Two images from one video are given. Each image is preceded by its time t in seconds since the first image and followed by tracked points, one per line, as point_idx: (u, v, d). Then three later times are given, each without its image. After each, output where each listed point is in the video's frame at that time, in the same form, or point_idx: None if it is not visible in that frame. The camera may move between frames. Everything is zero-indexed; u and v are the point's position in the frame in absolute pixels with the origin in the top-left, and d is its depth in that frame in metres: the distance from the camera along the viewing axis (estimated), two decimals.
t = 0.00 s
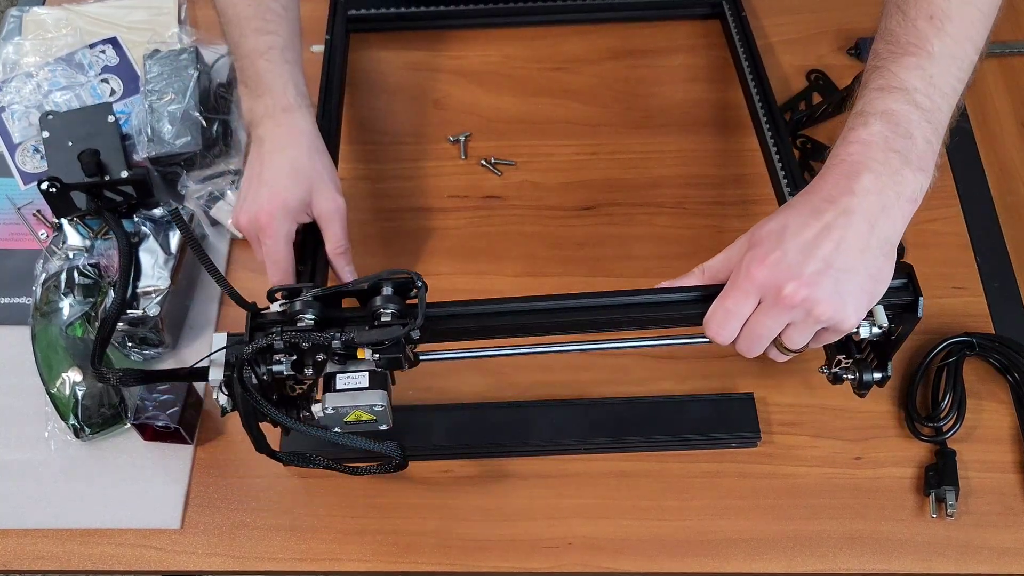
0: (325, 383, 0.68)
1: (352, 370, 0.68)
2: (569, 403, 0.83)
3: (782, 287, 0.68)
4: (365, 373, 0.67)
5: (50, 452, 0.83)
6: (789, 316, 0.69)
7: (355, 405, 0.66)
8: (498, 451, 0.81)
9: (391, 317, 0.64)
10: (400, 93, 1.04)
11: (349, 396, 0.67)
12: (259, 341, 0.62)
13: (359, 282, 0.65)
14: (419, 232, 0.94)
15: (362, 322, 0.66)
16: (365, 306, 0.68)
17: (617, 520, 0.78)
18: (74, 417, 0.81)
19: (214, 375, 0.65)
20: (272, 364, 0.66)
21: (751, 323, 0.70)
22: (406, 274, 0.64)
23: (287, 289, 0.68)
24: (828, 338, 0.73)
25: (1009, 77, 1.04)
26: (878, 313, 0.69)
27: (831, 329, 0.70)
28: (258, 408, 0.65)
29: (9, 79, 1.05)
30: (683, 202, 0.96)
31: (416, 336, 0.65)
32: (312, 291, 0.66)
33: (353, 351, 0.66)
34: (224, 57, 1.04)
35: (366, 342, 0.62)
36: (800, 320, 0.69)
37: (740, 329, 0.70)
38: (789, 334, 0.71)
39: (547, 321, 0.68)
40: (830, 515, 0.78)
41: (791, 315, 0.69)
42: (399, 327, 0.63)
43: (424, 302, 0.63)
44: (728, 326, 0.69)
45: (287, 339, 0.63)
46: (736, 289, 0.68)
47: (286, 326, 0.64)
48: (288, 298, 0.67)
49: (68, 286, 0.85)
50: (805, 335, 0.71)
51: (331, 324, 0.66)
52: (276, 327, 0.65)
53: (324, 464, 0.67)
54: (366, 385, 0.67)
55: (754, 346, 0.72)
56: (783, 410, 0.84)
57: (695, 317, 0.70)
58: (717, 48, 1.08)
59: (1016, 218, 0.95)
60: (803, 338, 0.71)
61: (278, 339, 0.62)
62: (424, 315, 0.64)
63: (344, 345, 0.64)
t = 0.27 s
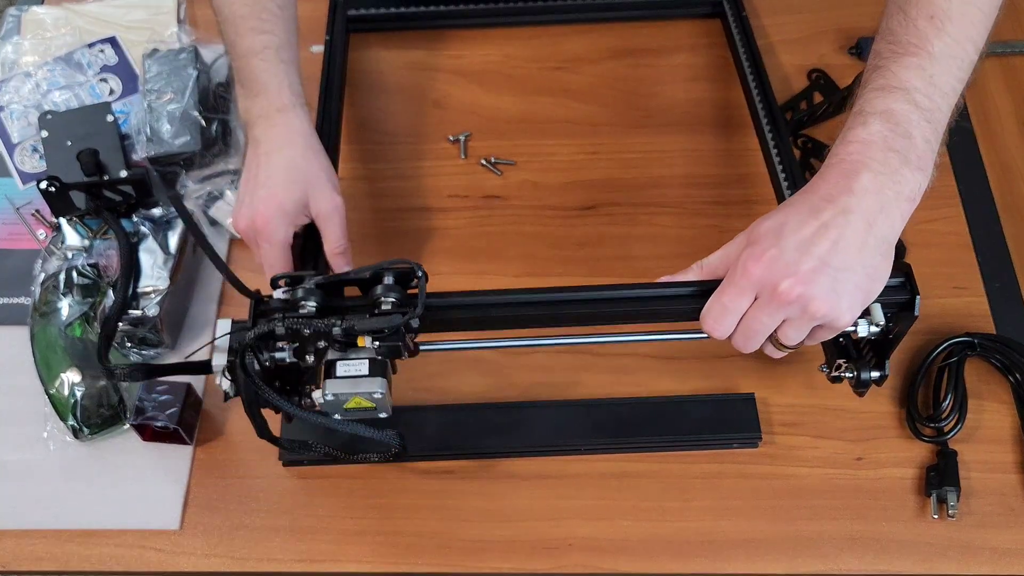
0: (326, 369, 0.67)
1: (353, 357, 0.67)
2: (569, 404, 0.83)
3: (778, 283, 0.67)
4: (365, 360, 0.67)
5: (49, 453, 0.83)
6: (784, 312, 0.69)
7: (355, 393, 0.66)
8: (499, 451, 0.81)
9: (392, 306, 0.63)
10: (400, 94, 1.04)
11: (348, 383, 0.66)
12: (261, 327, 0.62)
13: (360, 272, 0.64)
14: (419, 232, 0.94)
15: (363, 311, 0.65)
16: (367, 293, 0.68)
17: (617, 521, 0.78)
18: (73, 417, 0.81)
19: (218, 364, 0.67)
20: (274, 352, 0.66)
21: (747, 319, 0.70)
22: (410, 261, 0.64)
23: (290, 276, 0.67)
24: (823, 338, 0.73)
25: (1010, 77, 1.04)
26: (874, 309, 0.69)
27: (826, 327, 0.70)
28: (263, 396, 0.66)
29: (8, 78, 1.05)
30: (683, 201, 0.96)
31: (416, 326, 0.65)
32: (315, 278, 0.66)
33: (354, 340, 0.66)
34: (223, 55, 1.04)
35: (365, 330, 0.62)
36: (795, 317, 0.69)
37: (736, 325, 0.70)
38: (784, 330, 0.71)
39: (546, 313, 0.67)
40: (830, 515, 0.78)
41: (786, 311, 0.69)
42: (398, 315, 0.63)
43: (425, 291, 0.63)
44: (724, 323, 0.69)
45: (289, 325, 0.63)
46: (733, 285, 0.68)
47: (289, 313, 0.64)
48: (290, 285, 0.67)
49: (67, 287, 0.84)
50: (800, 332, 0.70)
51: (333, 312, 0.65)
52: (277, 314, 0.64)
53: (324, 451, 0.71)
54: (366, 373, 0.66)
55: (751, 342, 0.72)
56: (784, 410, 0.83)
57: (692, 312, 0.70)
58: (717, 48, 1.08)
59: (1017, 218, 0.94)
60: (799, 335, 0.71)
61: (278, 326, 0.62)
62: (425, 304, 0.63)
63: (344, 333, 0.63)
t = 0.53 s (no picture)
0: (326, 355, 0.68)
1: (351, 343, 0.68)
2: (569, 404, 0.83)
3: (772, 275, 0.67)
4: (364, 347, 0.67)
5: (49, 452, 0.83)
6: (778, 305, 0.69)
7: (353, 377, 0.67)
8: (498, 451, 0.81)
9: (391, 290, 0.64)
10: (399, 94, 1.04)
11: (346, 369, 0.67)
12: (263, 309, 0.62)
13: (361, 257, 0.64)
14: (419, 232, 0.94)
15: (362, 297, 0.66)
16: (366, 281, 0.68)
17: (617, 521, 0.78)
18: (73, 417, 0.81)
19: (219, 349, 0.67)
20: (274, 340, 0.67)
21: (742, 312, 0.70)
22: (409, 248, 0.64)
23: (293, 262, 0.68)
24: (817, 332, 0.73)
25: (1010, 77, 1.04)
26: (868, 308, 0.69)
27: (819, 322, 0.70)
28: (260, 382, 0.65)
29: (8, 78, 1.05)
30: (683, 201, 0.96)
31: (414, 310, 0.66)
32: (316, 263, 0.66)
33: (353, 326, 0.66)
34: (223, 55, 1.04)
35: (365, 314, 0.63)
36: (789, 310, 0.69)
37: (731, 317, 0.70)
38: (779, 323, 0.71)
39: (548, 302, 0.68)
40: (830, 515, 0.78)
41: (780, 304, 0.68)
42: (397, 300, 0.63)
43: (423, 279, 0.62)
44: (719, 315, 0.69)
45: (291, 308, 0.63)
46: (727, 278, 0.68)
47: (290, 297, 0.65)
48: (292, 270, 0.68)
49: (67, 286, 0.84)
50: (793, 326, 0.70)
51: (333, 297, 0.65)
52: (279, 297, 0.65)
53: (320, 445, 0.70)
54: (364, 359, 0.67)
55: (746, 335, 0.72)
56: (784, 410, 0.83)
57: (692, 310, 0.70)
58: (717, 48, 1.08)
59: (1017, 218, 0.94)
60: (792, 328, 0.71)
61: (280, 308, 0.62)
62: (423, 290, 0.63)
63: (344, 317, 0.64)
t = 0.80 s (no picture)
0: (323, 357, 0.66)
1: (349, 344, 0.66)
2: (569, 404, 0.83)
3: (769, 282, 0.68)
4: (361, 348, 0.66)
5: (49, 452, 0.83)
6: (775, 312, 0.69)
7: (350, 378, 0.65)
8: (499, 451, 0.81)
9: (387, 292, 0.64)
10: (400, 94, 1.04)
11: (344, 370, 0.65)
12: (262, 311, 0.63)
13: (358, 259, 0.64)
14: (419, 232, 0.94)
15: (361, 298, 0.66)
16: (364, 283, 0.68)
17: (617, 521, 0.78)
18: (73, 417, 0.81)
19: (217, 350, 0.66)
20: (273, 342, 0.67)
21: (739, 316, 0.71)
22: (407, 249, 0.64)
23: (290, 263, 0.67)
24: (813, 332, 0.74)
25: (1010, 77, 1.04)
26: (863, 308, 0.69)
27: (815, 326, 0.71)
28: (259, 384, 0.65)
29: (8, 78, 1.05)
30: (683, 202, 0.96)
31: (411, 311, 0.67)
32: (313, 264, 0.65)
33: (350, 326, 0.66)
34: (223, 56, 1.04)
35: (363, 314, 0.64)
36: (785, 314, 0.70)
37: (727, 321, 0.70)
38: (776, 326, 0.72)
39: (544, 305, 0.68)
40: (831, 515, 0.78)
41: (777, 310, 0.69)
42: (394, 301, 0.64)
43: (420, 280, 0.63)
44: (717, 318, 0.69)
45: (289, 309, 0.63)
46: (725, 283, 0.68)
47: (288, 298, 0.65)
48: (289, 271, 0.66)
49: (67, 287, 0.84)
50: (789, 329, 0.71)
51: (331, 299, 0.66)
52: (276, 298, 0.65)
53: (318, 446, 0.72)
54: (362, 360, 0.66)
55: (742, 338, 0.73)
56: (784, 410, 0.83)
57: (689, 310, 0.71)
58: (717, 48, 1.08)
59: (1017, 218, 0.94)
60: (789, 333, 0.72)
61: (279, 309, 0.63)
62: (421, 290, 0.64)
63: (342, 317, 0.64)
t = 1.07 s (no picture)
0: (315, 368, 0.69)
1: (342, 358, 0.68)
2: (570, 404, 0.83)
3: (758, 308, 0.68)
4: (354, 361, 0.68)
5: (49, 453, 0.83)
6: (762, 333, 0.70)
7: (345, 392, 0.68)
8: (500, 452, 0.81)
9: (380, 308, 0.64)
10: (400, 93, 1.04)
11: (338, 383, 0.68)
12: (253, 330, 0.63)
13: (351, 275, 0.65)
14: (418, 232, 0.94)
15: (353, 312, 0.66)
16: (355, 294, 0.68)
17: (617, 521, 0.77)
18: (73, 417, 0.81)
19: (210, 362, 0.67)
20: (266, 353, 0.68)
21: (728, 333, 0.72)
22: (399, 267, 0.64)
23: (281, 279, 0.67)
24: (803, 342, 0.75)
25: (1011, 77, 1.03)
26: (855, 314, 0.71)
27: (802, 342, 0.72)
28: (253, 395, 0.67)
29: (8, 78, 1.05)
30: (683, 202, 0.96)
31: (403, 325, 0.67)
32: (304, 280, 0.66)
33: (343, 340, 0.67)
34: (223, 57, 1.05)
35: (356, 332, 0.64)
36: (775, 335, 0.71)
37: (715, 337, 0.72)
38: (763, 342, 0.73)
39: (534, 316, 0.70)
40: (831, 516, 0.78)
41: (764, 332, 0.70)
42: (387, 318, 0.64)
43: (413, 295, 0.64)
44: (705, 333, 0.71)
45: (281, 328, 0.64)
46: (717, 304, 0.69)
47: (280, 315, 0.65)
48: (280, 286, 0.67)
49: (67, 287, 0.84)
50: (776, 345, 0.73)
51: (322, 313, 0.66)
52: (267, 314, 0.65)
53: (314, 449, 0.74)
54: (355, 373, 0.68)
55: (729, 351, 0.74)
56: (784, 410, 0.83)
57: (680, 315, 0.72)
58: (717, 48, 1.08)
59: (1017, 218, 0.94)
60: (776, 347, 0.74)
61: (271, 327, 0.63)
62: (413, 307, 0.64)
63: (335, 334, 0.65)
